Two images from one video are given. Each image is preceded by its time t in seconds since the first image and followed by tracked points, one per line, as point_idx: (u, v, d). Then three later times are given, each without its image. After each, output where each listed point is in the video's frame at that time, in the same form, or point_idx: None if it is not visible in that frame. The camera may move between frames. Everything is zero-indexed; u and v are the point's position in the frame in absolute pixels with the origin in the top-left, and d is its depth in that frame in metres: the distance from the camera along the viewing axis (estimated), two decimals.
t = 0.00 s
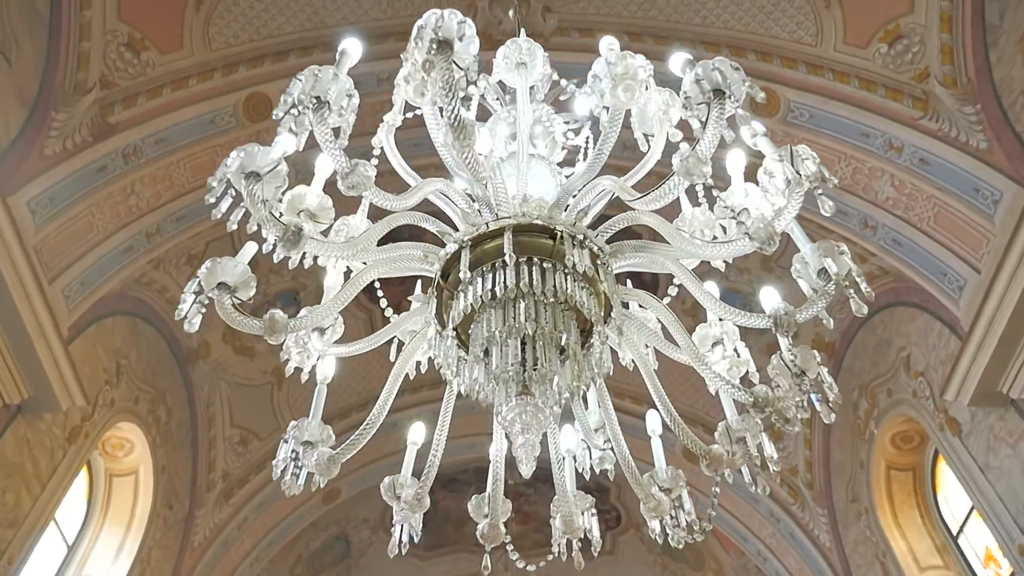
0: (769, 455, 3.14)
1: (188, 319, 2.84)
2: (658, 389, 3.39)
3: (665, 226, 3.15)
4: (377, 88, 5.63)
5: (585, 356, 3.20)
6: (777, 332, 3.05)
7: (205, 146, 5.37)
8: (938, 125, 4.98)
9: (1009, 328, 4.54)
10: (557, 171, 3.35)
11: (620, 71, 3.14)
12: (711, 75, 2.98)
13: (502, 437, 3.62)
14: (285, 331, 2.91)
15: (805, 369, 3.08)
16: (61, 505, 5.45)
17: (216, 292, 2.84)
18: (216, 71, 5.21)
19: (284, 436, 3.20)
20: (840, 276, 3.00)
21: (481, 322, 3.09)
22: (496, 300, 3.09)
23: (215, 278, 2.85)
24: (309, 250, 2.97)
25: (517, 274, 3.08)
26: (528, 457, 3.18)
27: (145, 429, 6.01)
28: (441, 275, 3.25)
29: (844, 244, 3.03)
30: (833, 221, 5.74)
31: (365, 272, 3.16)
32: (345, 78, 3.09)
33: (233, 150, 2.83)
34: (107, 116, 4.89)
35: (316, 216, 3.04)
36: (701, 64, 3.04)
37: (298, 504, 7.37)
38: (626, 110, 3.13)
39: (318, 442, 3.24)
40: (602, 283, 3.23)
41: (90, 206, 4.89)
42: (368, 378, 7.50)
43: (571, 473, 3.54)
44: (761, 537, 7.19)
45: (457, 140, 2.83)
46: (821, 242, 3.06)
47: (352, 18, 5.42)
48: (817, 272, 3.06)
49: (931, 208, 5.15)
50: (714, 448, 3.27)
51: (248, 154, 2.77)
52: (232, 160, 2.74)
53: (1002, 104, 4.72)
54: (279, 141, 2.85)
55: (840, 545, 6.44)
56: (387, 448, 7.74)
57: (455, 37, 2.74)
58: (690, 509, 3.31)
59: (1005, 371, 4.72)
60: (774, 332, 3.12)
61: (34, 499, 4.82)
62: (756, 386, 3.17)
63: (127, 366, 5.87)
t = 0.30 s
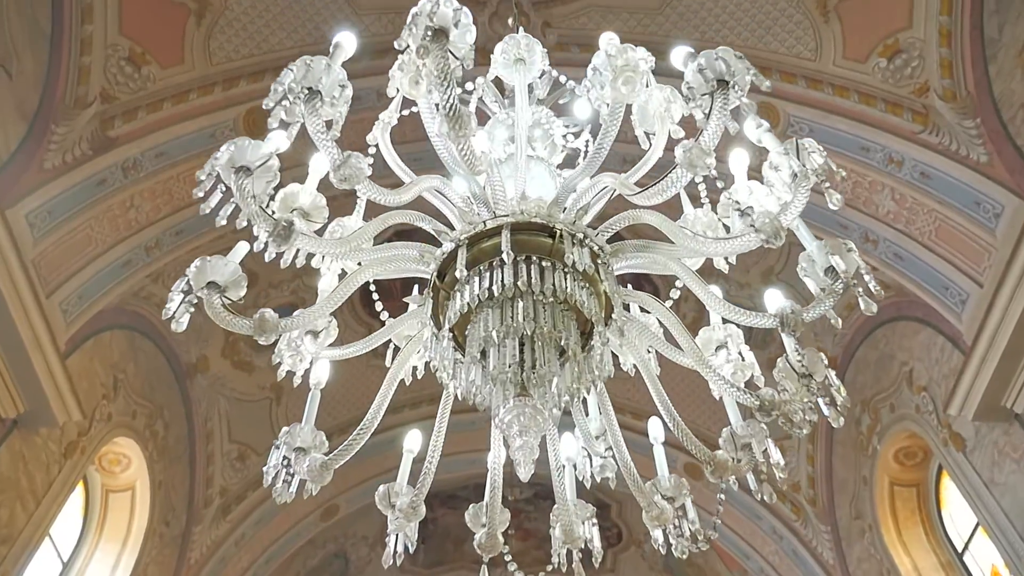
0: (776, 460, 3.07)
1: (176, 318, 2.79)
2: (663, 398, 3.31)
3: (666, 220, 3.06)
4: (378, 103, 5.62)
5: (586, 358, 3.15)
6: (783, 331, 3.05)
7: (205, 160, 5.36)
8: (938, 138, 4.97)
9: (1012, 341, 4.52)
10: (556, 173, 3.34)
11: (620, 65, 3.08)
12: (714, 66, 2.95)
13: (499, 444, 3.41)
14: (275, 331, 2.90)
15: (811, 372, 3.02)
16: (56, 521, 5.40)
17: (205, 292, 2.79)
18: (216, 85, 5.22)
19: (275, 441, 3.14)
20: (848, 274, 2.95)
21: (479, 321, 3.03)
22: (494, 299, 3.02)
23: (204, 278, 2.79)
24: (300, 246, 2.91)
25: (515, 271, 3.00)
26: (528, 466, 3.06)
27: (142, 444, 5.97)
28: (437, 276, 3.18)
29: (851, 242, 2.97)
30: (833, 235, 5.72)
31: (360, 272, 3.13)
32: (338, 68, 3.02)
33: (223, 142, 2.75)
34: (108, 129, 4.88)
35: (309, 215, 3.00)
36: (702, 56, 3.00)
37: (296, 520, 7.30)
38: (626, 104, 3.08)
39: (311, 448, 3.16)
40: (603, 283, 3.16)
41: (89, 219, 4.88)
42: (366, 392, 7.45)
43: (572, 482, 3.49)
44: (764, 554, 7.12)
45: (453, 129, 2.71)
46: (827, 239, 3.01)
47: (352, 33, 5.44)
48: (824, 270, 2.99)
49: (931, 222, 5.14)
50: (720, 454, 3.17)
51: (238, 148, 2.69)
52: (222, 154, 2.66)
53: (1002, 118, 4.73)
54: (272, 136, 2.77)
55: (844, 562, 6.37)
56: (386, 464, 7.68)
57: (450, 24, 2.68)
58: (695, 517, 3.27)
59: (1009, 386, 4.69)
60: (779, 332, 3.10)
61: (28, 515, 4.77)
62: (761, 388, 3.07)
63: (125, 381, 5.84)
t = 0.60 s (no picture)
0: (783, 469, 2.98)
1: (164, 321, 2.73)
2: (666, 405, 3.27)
3: (667, 221, 3.01)
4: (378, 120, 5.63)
5: (586, 363, 3.07)
6: (790, 333, 3.02)
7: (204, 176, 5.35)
8: (938, 153, 4.95)
9: (1015, 357, 4.50)
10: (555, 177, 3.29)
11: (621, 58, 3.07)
12: (719, 59, 2.86)
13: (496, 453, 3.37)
14: (265, 333, 2.86)
15: (819, 377, 3.01)
16: (51, 539, 5.33)
17: (195, 293, 2.76)
18: (217, 101, 5.23)
19: (267, 450, 3.04)
20: (856, 273, 2.88)
21: (477, 323, 2.97)
22: (492, 300, 2.97)
23: (194, 280, 2.76)
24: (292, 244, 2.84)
25: (513, 272, 2.96)
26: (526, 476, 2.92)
27: (140, 462, 5.92)
28: (434, 279, 3.11)
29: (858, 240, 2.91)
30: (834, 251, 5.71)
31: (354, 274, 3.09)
32: (331, 61, 2.92)
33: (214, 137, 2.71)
34: (108, 144, 4.87)
35: (303, 217, 2.94)
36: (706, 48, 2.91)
37: (294, 539, 7.22)
38: (627, 99, 3.06)
39: (304, 457, 3.08)
40: (604, 285, 3.09)
41: (88, 234, 4.86)
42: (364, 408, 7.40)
43: (572, 493, 3.42)
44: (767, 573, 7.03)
45: (449, 122, 2.65)
46: (834, 239, 2.95)
47: (353, 50, 5.46)
48: (832, 271, 2.98)
49: (933, 237, 5.11)
50: (725, 463, 3.07)
51: (229, 144, 2.66)
52: (212, 150, 2.63)
53: (1002, 133, 4.73)
54: (265, 135, 2.80)
55: None
56: (384, 483, 7.61)
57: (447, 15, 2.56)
58: (699, 529, 3.22)
59: (1014, 401, 4.66)
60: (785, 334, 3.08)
61: (23, 533, 4.71)
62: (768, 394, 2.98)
63: (123, 397, 5.80)
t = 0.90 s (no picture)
0: (789, 480, 2.91)
1: (152, 325, 2.68)
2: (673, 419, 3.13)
3: (671, 226, 2.99)
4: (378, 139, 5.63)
5: (589, 371, 3.03)
6: (796, 337, 2.92)
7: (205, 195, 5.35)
8: (938, 171, 4.95)
9: (1018, 376, 4.48)
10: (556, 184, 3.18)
11: (622, 58, 3.09)
12: (718, 56, 2.86)
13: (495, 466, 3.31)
14: (256, 337, 2.79)
15: (825, 387, 2.89)
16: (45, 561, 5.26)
17: (185, 297, 2.69)
18: (218, 120, 5.25)
19: (259, 462, 2.99)
20: (863, 275, 2.84)
21: (474, 327, 2.89)
22: (490, 304, 2.90)
23: (184, 284, 2.70)
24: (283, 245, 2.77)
25: (512, 276, 2.88)
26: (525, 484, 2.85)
27: (136, 482, 5.86)
28: (430, 284, 3.02)
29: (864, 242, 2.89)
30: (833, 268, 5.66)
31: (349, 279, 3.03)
32: (326, 57, 2.89)
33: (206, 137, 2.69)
34: (109, 162, 4.87)
35: (297, 221, 2.96)
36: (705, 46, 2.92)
37: (292, 562, 7.12)
38: (628, 97, 3.06)
39: (296, 468, 3.02)
40: (604, 290, 3.02)
41: (87, 252, 4.85)
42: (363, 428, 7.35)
43: (573, 505, 3.35)
44: None
45: (445, 118, 2.60)
46: (839, 242, 2.91)
47: (353, 69, 5.48)
48: (838, 274, 2.87)
49: (934, 254, 5.08)
50: (729, 474, 3.03)
51: (220, 144, 2.63)
52: (204, 149, 2.60)
53: (1002, 150, 4.72)
54: (259, 137, 2.70)
55: None
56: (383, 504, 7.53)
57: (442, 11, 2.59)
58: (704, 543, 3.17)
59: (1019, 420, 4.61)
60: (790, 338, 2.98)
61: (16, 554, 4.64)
62: (773, 401, 2.97)
63: (120, 416, 5.76)
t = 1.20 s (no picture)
0: (797, 487, 2.84)
1: (143, 325, 2.58)
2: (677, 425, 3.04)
3: (672, 225, 2.89)
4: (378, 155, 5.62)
5: (590, 372, 2.94)
6: (804, 338, 2.79)
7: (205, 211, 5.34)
8: (938, 187, 4.94)
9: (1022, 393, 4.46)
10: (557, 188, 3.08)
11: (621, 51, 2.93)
12: (722, 49, 2.80)
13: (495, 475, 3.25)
14: (249, 338, 2.68)
15: (833, 390, 2.80)
16: None
17: (176, 297, 2.62)
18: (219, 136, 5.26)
19: (251, 468, 2.88)
20: (872, 273, 2.75)
21: (472, 327, 2.83)
22: (489, 303, 2.83)
23: (176, 284, 2.63)
24: (276, 241, 2.69)
25: (511, 275, 2.82)
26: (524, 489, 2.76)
27: (133, 500, 5.81)
28: (428, 286, 2.95)
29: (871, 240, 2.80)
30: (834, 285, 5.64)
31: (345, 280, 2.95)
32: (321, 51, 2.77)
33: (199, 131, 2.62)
34: (109, 178, 4.87)
35: (292, 221, 2.92)
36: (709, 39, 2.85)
37: None
38: (628, 93, 2.91)
39: (290, 475, 2.92)
40: (606, 291, 2.94)
41: (86, 267, 4.84)
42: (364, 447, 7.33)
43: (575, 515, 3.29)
44: None
45: (442, 110, 2.50)
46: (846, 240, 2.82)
47: (354, 86, 5.49)
48: (845, 273, 2.78)
49: (935, 270, 5.07)
50: (734, 480, 2.94)
51: (213, 139, 2.56)
52: (195, 145, 2.53)
53: (1002, 166, 4.72)
54: (256, 134, 2.76)
55: None
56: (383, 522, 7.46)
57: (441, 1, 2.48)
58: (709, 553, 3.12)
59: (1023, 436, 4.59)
60: (795, 337, 2.86)
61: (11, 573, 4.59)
62: (779, 406, 2.85)
63: (117, 433, 5.72)
